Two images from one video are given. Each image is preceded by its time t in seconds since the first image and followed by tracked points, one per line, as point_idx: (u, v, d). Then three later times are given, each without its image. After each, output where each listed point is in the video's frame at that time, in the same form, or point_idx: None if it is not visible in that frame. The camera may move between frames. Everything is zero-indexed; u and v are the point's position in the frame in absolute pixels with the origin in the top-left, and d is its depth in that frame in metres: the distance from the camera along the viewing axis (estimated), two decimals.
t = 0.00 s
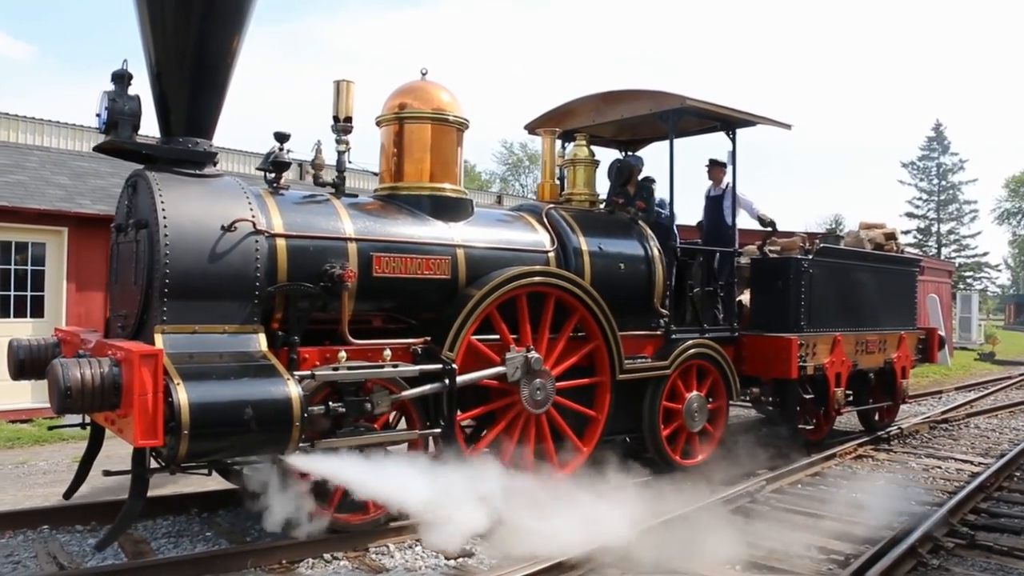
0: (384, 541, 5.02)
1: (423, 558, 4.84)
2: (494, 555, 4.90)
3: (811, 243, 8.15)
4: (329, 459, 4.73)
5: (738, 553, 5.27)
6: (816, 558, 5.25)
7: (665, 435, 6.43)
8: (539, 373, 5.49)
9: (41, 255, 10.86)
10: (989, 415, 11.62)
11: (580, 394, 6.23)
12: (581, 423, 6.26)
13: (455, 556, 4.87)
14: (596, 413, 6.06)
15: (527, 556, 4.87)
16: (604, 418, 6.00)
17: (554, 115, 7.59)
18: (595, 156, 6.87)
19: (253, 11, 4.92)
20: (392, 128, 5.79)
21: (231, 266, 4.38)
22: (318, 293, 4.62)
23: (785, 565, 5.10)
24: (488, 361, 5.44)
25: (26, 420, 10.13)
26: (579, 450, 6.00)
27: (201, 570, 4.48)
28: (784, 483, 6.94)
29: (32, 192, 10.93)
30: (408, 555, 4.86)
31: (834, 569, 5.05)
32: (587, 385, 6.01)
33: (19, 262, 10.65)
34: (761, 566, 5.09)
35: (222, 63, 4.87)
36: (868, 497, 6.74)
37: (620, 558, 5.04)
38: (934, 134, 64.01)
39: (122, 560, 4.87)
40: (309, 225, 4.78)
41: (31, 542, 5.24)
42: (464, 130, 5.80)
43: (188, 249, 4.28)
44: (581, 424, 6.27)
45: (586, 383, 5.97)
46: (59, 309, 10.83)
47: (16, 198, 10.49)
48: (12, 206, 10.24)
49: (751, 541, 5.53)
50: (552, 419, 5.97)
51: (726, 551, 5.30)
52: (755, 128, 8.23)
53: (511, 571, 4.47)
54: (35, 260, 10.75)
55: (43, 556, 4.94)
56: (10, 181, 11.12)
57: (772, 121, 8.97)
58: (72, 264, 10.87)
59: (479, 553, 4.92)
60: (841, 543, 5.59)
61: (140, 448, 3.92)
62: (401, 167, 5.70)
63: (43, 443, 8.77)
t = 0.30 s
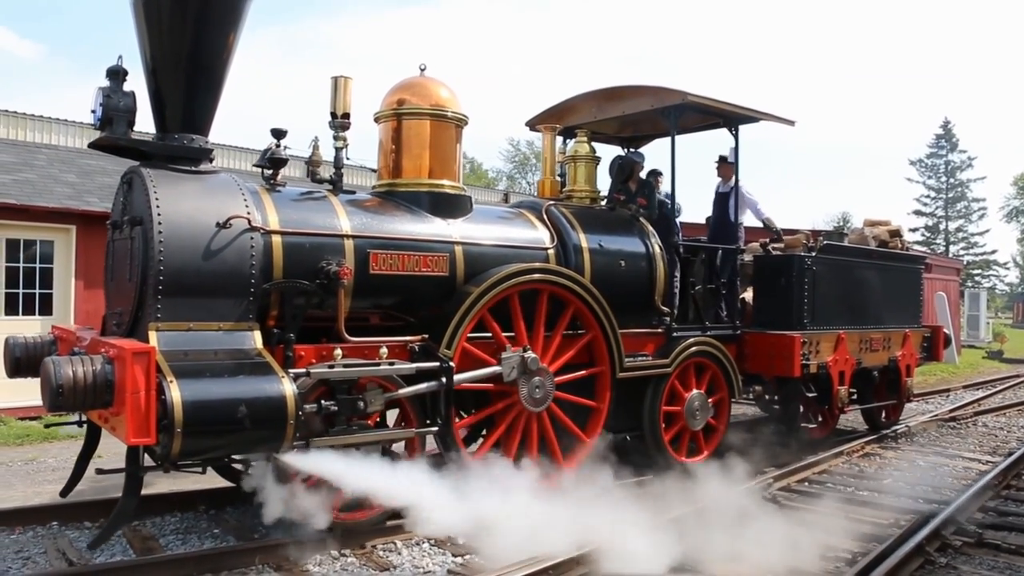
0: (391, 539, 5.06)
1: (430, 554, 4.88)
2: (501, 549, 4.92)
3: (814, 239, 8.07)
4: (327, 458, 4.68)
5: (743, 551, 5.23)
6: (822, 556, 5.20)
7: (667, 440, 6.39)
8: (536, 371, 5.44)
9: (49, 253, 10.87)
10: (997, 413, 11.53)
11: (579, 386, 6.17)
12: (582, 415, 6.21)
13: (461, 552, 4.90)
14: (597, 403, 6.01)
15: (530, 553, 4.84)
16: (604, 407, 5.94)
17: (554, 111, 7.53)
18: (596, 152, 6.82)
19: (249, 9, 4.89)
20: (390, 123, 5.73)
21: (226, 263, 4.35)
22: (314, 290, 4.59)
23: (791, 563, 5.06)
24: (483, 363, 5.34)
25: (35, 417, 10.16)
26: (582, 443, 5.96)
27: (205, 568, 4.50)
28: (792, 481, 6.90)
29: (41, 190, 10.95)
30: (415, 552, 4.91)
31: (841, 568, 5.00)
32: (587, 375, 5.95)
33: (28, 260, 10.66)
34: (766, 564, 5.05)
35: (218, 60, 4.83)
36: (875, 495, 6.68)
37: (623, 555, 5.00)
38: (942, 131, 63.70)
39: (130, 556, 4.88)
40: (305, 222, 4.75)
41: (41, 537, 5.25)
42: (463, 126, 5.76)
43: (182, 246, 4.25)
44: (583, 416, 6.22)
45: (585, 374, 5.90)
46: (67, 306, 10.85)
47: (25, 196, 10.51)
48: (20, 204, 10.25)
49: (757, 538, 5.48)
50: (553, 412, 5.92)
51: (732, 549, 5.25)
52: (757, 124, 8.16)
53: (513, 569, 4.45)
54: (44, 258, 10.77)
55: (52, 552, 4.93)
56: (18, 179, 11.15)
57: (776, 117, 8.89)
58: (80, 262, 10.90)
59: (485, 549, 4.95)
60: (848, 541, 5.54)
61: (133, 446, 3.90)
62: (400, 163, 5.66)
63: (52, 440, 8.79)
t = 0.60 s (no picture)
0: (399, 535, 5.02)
1: (441, 552, 4.85)
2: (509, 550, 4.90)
3: (819, 236, 7.99)
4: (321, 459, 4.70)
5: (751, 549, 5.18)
6: (831, 555, 5.15)
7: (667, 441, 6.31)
8: (535, 369, 5.38)
9: (58, 250, 10.86)
10: (1007, 411, 11.43)
11: (577, 377, 6.09)
12: (582, 405, 6.15)
13: (471, 550, 4.86)
14: (597, 390, 5.96)
15: (537, 552, 4.80)
16: (605, 394, 5.89)
17: (554, 106, 7.46)
18: (597, 147, 6.75)
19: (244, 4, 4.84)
20: (387, 118, 5.66)
21: (219, 260, 4.31)
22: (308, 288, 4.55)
23: (799, 562, 5.00)
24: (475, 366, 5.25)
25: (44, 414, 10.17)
26: (586, 436, 5.92)
27: (213, 565, 4.49)
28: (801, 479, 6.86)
29: (50, 187, 10.96)
30: (424, 549, 4.87)
31: (851, 567, 4.94)
32: (585, 364, 5.88)
33: (38, 258, 10.67)
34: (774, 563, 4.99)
35: (212, 55, 4.77)
36: (885, 494, 6.61)
37: (628, 554, 4.95)
38: (952, 128, 63.31)
39: (141, 553, 4.86)
40: (300, 218, 4.70)
41: (51, 534, 5.23)
42: (461, 122, 5.72)
43: (174, 242, 4.20)
44: (583, 407, 6.16)
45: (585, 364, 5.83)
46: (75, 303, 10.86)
47: (35, 194, 10.53)
48: (30, 202, 10.26)
49: (764, 537, 5.43)
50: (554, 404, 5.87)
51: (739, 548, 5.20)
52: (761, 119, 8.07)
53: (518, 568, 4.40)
54: (53, 255, 10.77)
55: (61, 548, 4.90)
56: (28, 176, 11.17)
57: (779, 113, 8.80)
58: (89, 258, 10.91)
59: (494, 548, 4.92)
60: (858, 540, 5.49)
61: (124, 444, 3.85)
62: (397, 159, 5.61)
63: (60, 436, 8.79)
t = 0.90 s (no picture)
0: (409, 533, 4.94)
1: (452, 550, 4.74)
2: (519, 547, 4.83)
3: (825, 232, 7.88)
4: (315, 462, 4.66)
5: (760, 548, 5.13)
6: (843, 554, 5.09)
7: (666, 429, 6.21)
8: (531, 368, 5.32)
9: (68, 248, 10.88)
10: (1020, 409, 11.28)
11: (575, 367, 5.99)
12: (584, 395, 6.06)
13: (480, 546, 4.78)
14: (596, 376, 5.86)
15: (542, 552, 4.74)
16: (604, 377, 5.79)
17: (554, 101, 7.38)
18: (597, 142, 6.67)
19: None
20: (383, 113, 5.60)
21: (209, 256, 4.25)
22: (300, 285, 4.49)
23: (809, 561, 4.95)
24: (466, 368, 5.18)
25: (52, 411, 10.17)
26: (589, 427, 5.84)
27: (222, 562, 4.46)
28: (811, 477, 6.78)
29: (59, 184, 10.98)
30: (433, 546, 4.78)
31: (862, 566, 4.88)
32: (583, 351, 5.78)
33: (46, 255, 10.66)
34: (785, 563, 4.94)
35: (204, 49, 4.69)
36: (896, 492, 6.52)
37: (635, 552, 4.88)
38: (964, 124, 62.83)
39: (151, 550, 4.80)
40: (293, 214, 4.65)
41: (61, 531, 5.19)
42: (457, 116, 5.66)
43: (163, 239, 4.14)
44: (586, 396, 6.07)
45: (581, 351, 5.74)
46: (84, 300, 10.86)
47: (45, 191, 10.55)
48: (39, 198, 10.25)
49: (773, 537, 5.37)
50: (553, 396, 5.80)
51: (746, 548, 5.15)
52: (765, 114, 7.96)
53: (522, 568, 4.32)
54: (62, 252, 10.77)
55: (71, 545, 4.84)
56: (37, 173, 11.18)
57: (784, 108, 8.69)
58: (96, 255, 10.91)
59: (504, 545, 4.86)
60: (869, 540, 5.42)
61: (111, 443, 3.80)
62: (392, 154, 5.55)
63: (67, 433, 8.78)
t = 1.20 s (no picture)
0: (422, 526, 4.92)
1: (465, 547, 4.72)
2: (531, 545, 4.83)
3: (831, 229, 7.77)
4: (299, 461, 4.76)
5: (771, 548, 5.09)
6: (856, 553, 5.04)
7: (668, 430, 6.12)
8: (526, 366, 5.25)
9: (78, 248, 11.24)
10: None
11: (573, 356, 5.91)
12: (586, 383, 6.00)
13: (492, 544, 4.79)
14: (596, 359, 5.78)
15: (551, 551, 4.72)
16: (604, 359, 5.73)
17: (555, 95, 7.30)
18: (598, 137, 6.59)
19: None
20: (379, 108, 5.53)
21: (200, 252, 4.20)
22: (293, 282, 4.44)
23: (820, 560, 4.90)
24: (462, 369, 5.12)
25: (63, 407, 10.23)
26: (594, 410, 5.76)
27: (236, 559, 4.46)
28: (824, 475, 6.71)
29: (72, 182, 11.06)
30: (444, 541, 4.77)
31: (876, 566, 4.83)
32: (579, 338, 5.69)
33: (60, 252, 11.55)
34: (797, 563, 4.91)
35: (197, 43, 4.62)
36: (911, 490, 6.44)
37: (644, 550, 4.86)
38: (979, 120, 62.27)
39: (165, 546, 4.77)
40: (285, 210, 4.59)
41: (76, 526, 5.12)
42: (455, 111, 5.59)
43: (152, 236, 4.10)
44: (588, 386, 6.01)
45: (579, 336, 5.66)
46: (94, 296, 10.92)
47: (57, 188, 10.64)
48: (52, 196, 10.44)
49: (783, 537, 5.31)
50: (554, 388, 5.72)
51: (756, 548, 5.10)
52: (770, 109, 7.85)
53: (531, 565, 4.30)
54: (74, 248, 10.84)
55: (88, 540, 4.80)
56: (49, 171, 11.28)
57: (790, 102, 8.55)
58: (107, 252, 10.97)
59: (517, 542, 4.87)
60: (882, 538, 5.36)
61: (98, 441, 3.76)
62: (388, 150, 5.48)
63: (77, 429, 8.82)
